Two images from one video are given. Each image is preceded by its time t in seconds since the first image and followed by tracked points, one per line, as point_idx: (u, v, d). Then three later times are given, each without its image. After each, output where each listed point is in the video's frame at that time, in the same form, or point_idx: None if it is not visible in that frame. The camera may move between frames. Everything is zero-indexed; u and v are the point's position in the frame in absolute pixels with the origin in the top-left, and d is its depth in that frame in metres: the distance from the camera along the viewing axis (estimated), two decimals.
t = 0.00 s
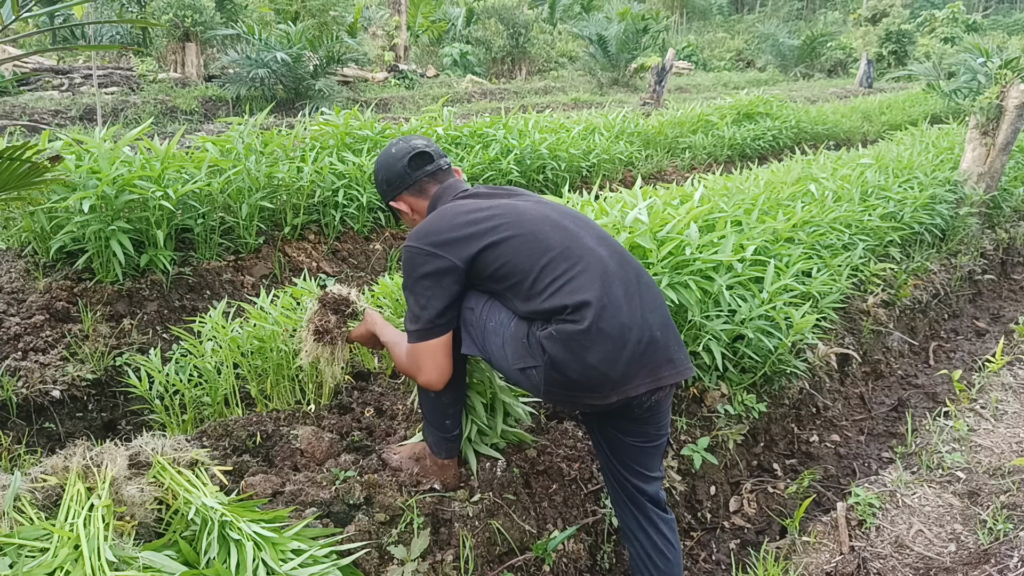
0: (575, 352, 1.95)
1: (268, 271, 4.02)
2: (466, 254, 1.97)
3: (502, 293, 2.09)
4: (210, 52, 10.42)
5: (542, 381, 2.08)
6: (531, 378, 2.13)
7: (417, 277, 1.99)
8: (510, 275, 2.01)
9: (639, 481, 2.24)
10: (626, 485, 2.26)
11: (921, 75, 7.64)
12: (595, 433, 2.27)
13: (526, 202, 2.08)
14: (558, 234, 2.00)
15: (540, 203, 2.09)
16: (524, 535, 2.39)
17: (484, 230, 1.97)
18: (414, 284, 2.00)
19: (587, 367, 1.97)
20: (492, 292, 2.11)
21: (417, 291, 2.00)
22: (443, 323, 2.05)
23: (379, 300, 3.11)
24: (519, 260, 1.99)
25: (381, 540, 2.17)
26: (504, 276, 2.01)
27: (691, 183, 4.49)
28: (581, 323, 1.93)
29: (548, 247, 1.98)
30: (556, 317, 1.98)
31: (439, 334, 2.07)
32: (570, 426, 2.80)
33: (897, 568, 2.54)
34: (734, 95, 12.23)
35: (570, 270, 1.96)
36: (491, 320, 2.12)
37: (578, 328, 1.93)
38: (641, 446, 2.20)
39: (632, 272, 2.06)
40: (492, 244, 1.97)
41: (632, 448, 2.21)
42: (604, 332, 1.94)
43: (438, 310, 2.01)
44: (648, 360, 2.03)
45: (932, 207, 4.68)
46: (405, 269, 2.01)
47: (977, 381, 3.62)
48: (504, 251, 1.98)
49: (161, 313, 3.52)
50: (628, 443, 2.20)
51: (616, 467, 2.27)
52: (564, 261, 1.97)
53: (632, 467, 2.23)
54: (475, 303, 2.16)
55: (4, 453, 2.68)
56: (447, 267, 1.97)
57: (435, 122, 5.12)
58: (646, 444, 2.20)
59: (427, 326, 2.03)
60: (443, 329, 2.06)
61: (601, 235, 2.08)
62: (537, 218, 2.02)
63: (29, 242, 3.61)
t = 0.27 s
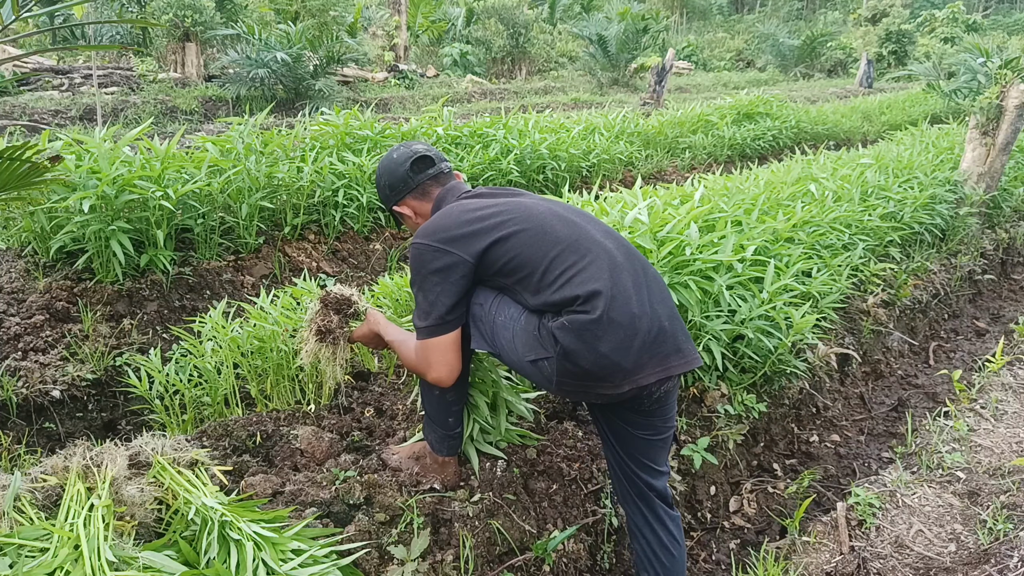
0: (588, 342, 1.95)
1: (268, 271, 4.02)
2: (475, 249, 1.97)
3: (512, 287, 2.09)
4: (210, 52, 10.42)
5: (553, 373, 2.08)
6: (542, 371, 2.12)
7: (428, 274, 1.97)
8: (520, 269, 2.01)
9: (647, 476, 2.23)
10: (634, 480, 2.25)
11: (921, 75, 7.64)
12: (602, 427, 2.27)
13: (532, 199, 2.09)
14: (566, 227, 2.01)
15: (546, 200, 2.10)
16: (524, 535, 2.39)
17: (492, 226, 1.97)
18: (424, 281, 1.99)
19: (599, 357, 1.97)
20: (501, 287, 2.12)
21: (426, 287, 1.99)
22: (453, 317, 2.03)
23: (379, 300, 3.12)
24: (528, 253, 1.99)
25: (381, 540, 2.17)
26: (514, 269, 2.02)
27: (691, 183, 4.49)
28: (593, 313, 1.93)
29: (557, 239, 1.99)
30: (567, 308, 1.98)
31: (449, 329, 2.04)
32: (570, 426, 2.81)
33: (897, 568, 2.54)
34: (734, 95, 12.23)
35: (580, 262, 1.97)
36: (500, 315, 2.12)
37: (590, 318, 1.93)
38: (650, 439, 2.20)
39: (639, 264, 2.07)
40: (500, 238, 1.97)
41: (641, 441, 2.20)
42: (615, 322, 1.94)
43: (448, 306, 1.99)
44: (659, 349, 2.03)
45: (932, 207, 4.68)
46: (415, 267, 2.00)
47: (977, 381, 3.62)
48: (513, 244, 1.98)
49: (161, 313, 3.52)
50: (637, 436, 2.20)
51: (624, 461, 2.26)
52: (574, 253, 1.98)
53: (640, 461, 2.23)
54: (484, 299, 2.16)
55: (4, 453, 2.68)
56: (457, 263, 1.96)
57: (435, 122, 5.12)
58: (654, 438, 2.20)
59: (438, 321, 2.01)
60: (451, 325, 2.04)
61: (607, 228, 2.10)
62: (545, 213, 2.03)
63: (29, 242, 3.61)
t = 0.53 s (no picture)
0: (585, 347, 1.95)
1: (268, 271, 4.02)
2: (475, 252, 1.97)
3: (513, 288, 2.09)
4: (210, 52, 10.42)
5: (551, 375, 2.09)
6: (541, 373, 2.13)
7: (429, 275, 1.99)
8: (520, 271, 2.01)
9: (648, 479, 2.23)
10: (634, 483, 2.25)
11: (921, 75, 7.64)
12: (603, 431, 2.27)
13: (536, 199, 2.08)
14: (567, 230, 2.00)
15: (550, 200, 2.09)
16: (524, 535, 2.39)
17: (492, 228, 1.97)
18: (425, 283, 2.01)
19: (596, 363, 1.97)
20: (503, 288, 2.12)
21: (427, 288, 2.01)
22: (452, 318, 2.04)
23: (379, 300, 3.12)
24: (528, 256, 1.99)
25: (381, 540, 2.17)
26: (514, 272, 2.02)
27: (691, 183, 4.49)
28: (590, 318, 1.93)
29: (558, 243, 1.98)
30: (566, 312, 1.98)
31: (447, 329, 2.05)
32: (570, 426, 2.81)
33: (897, 568, 2.54)
34: (734, 95, 12.23)
35: (580, 266, 1.97)
36: (500, 316, 2.13)
37: (587, 324, 1.93)
38: (651, 444, 2.20)
39: (642, 267, 2.06)
40: (501, 241, 1.97)
41: (642, 445, 2.20)
42: (613, 328, 1.94)
43: (448, 308, 2.01)
44: (658, 355, 2.02)
45: (932, 207, 4.68)
46: (418, 267, 2.01)
47: (977, 381, 3.62)
48: (514, 247, 1.98)
49: (161, 313, 3.52)
50: (638, 441, 2.20)
51: (624, 464, 2.26)
52: (574, 258, 1.97)
53: (640, 464, 2.23)
54: (485, 299, 2.17)
55: (3, 453, 2.68)
56: (457, 266, 1.97)
57: (435, 122, 5.12)
58: (655, 441, 2.20)
59: (439, 321, 2.02)
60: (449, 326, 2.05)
61: (610, 230, 2.08)
62: (548, 215, 2.02)
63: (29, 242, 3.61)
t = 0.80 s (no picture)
0: (596, 348, 1.95)
1: (268, 271, 4.02)
2: (481, 256, 1.98)
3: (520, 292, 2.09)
4: (210, 52, 10.42)
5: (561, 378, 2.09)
6: (549, 376, 2.13)
7: (429, 282, 2.03)
8: (527, 274, 2.02)
9: (653, 480, 2.23)
10: (639, 483, 2.24)
11: (921, 75, 7.64)
12: (610, 431, 2.27)
13: (539, 202, 2.09)
14: (572, 231, 2.01)
15: (553, 203, 2.10)
16: (524, 535, 2.39)
17: (497, 233, 1.98)
18: (427, 289, 2.04)
19: (607, 363, 1.97)
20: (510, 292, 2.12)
21: (432, 295, 2.04)
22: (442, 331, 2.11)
23: (379, 300, 3.09)
24: (534, 259, 1.99)
25: (381, 540, 2.17)
26: (520, 275, 2.02)
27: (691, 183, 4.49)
28: (599, 319, 1.93)
29: (564, 245, 1.98)
30: (575, 314, 1.98)
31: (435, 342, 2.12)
32: (570, 426, 2.81)
33: (897, 568, 2.54)
34: (734, 94, 12.23)
35: (587, 268, 1.97)
36: (508, 318, 2.10)
37: (597, 324, 1.93)
38: (656, 444, 2.20)
39: (649, 267, 2.06)
40: (507, 244, 1.98)
41: (648, 445, 2.20)
42: (622, 328, 1.94)
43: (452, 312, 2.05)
44: (668, 354, 2.02)
45: (932, 207, 4.68)
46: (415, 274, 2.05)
47: (977, 381, 3.62)
48: (519, 251, 1.99)
49: (161, 313, 3.52)
50: (644, 441, 2.20)
51: (630, 464, 2.26)
52: (580, 259, 1.97)
53: (646, 465, 2.22)
54: (491, 302, 2.12)
55: (4, 453, 2.68)
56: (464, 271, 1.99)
57: (435, 122, 5.12)
58: (661, 442, 2.20)
59: (428, 328, 2.09)
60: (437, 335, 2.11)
61: (615, 231, 2.08)
62: (552, 218, 2.03)
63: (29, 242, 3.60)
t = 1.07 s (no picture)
0: (589, 347, 1.96)
1: (268, 271, 4.02)
2: (476, 257, 1.98)
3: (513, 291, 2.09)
4: (210, 52, 10.41)
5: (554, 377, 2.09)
6: (542, 375, 2.13)
7: (426, 283, 2.01)
8: (520, 274, 2.01)
9: (646, 479, 2.23)
10: (632, 483, 2.25)
11: (921, 75, 7.64)
12: (602, 431, 2.27)
13: (532, 201, 2.09)
14: (565, 231, 2.01)
15: (545, 203, 2.09)
16: (524, 535, 2.39)
17: (492, 232, 1.98)
18: (425, 291, 2.02)
19: (600, 363, 1.97)
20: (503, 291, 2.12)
21: (428, 297, 2.02)
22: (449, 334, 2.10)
23: (379, 299, 3.13)
24: (528, 258, 1.99)
25: (381, 540, 2.17)
26: (514, 274, 2.02)
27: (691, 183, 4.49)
28: (592, 319, 1.94)
29: (557, 245, 1.99)
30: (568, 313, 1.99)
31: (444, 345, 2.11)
32: (570, 426, 2.82)
33: (897, 569, 2.54)
34: (734, 94, 12.22)
35: (581, 268, 1.97)
36: (501, 318, 2.11)
37: (590, 324, 1.93)
38: (649, 443, 2.20)
39: (641, 267, 2.07)
40: (501, 245, 1.98)
41: (640, 444, 2.21)
42: (615, 328, 1.95)
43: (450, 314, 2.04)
44: (660, 353, 2.03)
45: (932, 207, 4.68)
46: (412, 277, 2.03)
47: (977, 381, 3.62)
48: (513, 250, 1.98)
49: (161, 313, 3.52)
50: (636, 440, 2.20)
51: (623, 464, 2.26)
52: (574, 259, 1.98)
53: (639, 464, 2.23)
54: (485, 301, 2.15)
55: (4, 453, 2.68)
56: (459, 272, 1.98)
57: (435, 122, 5.12)
58: (653, 440, 2.20)
59: (434, 334, 2.07)
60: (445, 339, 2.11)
61: (607, 231, 2.09)
62: (545, 218, 2.03)
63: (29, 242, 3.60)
